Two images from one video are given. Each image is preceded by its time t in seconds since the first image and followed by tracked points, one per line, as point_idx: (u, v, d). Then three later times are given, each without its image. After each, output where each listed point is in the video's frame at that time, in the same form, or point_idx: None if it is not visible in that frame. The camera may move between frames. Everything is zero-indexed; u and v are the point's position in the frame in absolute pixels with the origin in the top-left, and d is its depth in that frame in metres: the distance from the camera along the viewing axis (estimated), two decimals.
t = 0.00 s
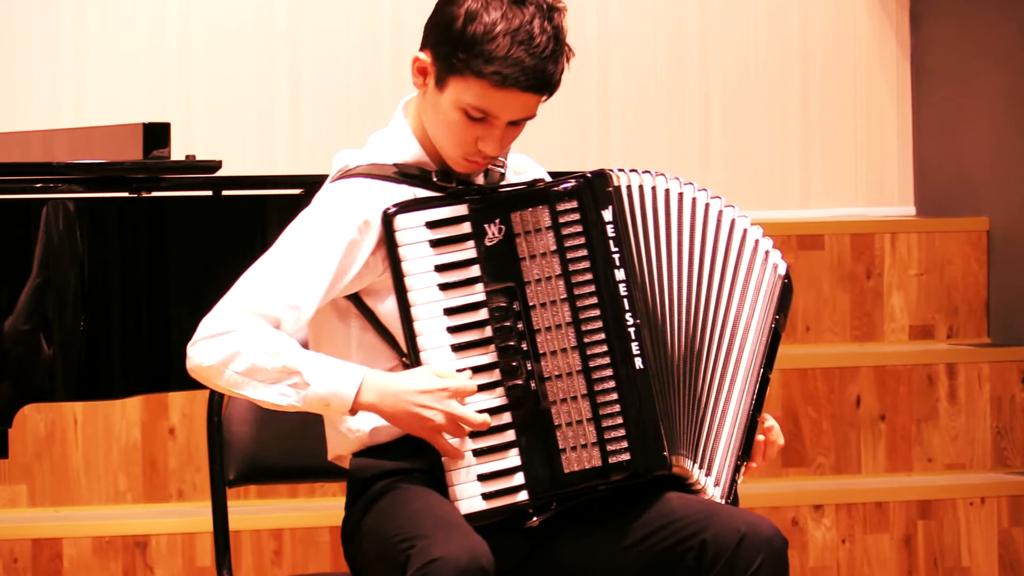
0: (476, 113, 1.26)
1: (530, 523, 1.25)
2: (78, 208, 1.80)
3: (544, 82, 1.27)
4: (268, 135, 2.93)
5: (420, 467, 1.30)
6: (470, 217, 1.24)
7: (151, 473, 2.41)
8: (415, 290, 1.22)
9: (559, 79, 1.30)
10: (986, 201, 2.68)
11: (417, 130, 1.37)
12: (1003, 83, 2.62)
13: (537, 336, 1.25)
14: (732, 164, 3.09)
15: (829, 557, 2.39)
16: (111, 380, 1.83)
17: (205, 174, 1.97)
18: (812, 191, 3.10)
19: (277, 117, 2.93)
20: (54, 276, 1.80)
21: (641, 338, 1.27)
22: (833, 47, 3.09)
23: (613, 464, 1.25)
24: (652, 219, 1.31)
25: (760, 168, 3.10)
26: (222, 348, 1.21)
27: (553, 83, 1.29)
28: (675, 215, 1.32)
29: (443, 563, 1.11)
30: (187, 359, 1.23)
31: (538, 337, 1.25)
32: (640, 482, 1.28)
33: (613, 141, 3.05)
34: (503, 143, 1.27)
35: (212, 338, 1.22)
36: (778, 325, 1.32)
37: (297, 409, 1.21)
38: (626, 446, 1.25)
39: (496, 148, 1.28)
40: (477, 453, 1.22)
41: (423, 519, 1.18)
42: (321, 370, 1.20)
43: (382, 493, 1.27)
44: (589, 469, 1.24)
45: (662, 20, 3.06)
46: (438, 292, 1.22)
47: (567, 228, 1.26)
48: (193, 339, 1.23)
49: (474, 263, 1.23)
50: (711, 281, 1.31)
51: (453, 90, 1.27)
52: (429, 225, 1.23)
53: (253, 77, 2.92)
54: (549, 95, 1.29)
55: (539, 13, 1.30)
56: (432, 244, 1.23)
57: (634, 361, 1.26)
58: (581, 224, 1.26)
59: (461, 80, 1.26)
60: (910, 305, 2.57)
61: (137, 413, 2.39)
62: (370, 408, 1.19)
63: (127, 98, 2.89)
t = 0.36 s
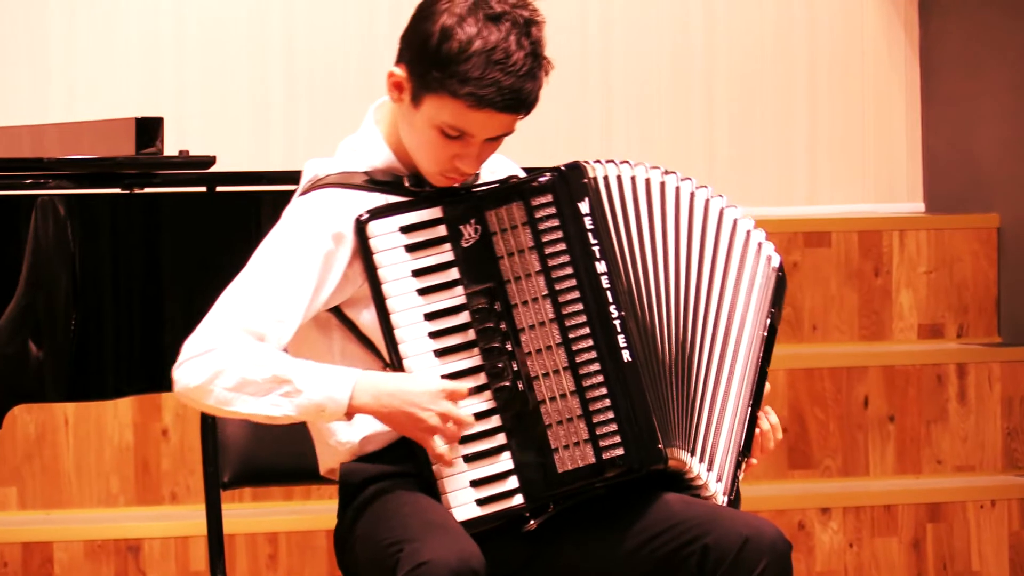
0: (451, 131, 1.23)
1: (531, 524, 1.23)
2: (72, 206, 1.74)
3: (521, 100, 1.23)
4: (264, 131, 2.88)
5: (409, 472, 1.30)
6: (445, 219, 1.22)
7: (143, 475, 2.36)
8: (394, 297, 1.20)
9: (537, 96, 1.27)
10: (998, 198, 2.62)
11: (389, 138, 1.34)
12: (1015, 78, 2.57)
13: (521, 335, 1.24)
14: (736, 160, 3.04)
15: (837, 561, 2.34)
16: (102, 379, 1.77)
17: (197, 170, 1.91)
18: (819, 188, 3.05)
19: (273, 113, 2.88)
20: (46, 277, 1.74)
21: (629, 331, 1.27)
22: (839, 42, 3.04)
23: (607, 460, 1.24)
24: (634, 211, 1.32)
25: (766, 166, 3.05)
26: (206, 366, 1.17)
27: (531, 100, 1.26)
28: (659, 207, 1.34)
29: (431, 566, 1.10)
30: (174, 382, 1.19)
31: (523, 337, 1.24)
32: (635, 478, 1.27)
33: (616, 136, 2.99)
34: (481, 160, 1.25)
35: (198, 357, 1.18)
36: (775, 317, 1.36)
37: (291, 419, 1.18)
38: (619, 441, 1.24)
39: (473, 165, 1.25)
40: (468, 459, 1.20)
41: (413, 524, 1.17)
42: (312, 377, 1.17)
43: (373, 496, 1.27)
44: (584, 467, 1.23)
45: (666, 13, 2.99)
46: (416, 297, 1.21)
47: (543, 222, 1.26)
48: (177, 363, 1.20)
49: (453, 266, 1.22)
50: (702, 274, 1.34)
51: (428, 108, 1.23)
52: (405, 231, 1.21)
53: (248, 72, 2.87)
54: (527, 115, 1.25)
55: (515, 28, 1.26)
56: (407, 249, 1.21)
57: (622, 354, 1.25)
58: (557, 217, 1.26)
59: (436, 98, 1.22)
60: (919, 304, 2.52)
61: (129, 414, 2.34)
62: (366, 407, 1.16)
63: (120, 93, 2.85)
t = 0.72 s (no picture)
0: (405, 146, 1.21)
1: (530, 523, 1.26)
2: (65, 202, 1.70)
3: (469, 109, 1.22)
4: (259, 128, 2.83)
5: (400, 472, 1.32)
6: (415, 220, 1.24)
7: (136, 477, 2.31)
8: (366, 305, 1.22)
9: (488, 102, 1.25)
10: (1009, 195, 2.57)
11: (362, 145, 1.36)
12: None
13: (499, 333, 1.25)
14: (741, 155, 2.98)
15: (844, 566, 2.30)
16: (94, 381, 1.72)
17: (192, 167, 1.85)
18: (826, 184, 3.00)
19: (268, 110, 2.83)
20: (37, 275, 1.69)
21: (609, 318, 1.27)
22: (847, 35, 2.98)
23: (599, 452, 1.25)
24: (603, 196, 1.32)
25: (771, 164, 2.99)
26: (161, 367, 1.22)
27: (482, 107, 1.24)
28: (627, 190, 1.34)
29: (435, 570, 1.11)
30: (132, 382, 1.24)
31: (501, 334, 1.25)
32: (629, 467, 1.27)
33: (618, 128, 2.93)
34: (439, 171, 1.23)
35: (156, 359, 1.23)
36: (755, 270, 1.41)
37: (243, 416, 1.22)
38: (607, 431, 1.24)
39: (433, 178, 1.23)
40: (458, 462, 1.22)
41: (417, 527, 1.18)
42: (264, 375, 1.22)
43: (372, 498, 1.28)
44: (574, 461, 1.24)
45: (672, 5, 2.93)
46: (388, 302, 1.22)
47: (509, 215, 1.27)
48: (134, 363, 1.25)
49: (425, 270, 1.24)
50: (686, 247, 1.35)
51: (378, 125, 1.23)
52: (371, 238, 1.23)
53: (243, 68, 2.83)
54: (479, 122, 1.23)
55: (451, 39, 1.24)
56: (375, 256, 1.23)
57: (604, 342, 1.26)
58: (523, 210, 1.27)
59: (384, 115, 1.22)
60: (929, 302, 2.47)
61: (121, 416, 2.29)
62: (318, 403, 1.20)
63: (113, 90, 2.80)
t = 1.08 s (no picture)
0: (370, 153, 1.18)
1: (524, 527, 1.22)
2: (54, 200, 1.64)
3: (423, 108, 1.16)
4: (254, 124, 2.79)
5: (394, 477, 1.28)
6: (402, 218, 1.21)
7: (127, 481, 2.26)
8: (352, 305, 1.19)
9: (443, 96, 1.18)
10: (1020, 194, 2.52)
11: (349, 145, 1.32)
12: None
13: (488, 332, 1.21)
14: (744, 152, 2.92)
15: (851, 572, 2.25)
16: (85, 382, 1.67)
17: (185, 163, 1.80)
18: (833, 181, 2.94)
19: (264, 105, 2.79)
20: (25, 273, 1.64)
21: (597, 318, 1.23)
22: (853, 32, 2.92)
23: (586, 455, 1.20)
24: (586, 192, 1.27)
25: (776, 161, 2.93)
26: (161, 381, 1.18)
27: (437, 103, 1.18)
28: (614, 184, 1.29)
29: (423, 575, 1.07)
30: (131, 399, 1.20)
31: (489, 334, 1.21)
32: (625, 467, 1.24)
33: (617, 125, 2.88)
34: (410, 173, 1.19)
35: (156, 371, 1.19)
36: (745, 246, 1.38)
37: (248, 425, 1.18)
38: (594, 433, 1.20)
39: (405, 181, 1.19)
40: (446, 465, 1.19)
41: (405, 532, 1.14)
42: (268, 381, 1.18)
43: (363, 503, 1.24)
44: (561, 464, 1.20)
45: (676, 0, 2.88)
46: (375, 302, 1.19)
47: (493, 212, 1.22)
48: (133, 378, 1.21)
49: (412, 268, 1.20)
50: (675, 236, 1.30)
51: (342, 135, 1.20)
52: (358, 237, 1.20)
53: (238, 63, 2.78)
54: (437, 120, 1.18)
55: (390, 42, 1.18)
56: (362, 255, 1.20)
57: (591, 342, 1.22)
58: (507, 207, 1.23)
59: (342, 126, 1.18)
60: (937, 303, 2.42)
61: (113, 418, 2.25)
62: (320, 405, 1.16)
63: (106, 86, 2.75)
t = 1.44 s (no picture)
0: (355, 168, 1.12)
1: (519, 536, 1.19)
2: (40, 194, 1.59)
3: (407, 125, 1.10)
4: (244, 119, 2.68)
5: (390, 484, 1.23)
6: (394, 217, 1.16)
7: (119, 484, 2.21)
8: (342, 308, 1.14)
9: (427, 109, 1.12)
10: None
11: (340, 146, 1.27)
12: None
13: (479, 336, 1.16)
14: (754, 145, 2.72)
15: None
16: (76, 384, 1.62)
17: (177, 159, 1.74)
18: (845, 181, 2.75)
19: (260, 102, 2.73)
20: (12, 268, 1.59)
21: (591, 322, 1.18)
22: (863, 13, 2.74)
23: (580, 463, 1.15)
24: (580, 191, 1.22)
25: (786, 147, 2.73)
26: (148, 402, 1.14)
27: (422, 119, 1.11)
28: (608, 184, 1.24)
29: None
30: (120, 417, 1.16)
31: (480, 338, 1.16)
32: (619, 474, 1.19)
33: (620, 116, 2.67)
34: (399, 187, 1.13)
35: (144, 391, 1.15)
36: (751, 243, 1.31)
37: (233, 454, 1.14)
38: (586, 441, 1.15)
39: (394, 195, 1.14)
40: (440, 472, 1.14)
41: (391, 537, 1.09)
42: (255, 409, 1.13)
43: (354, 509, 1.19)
44: (554, 472, 1.15)
45: None
46: (366, 304, 1.15)
47: (483, 213, 1.17)
48: (122, 396, 1.17)
49: (405, 268, 1.16)
50: (671, 235, 1.25)
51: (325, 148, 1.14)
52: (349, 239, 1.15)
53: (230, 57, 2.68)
54: (423, 134, 1.11)
55: (369, 59, 1.10)
56: (354, 257, 1.15)
57: (584, 347, 1.17)
58: (496, 208, 1.17)
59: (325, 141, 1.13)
60: (947, 303, 2.36)
61: (103, 420, 2.19)
62: (307, 436, 1.11)
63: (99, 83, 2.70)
